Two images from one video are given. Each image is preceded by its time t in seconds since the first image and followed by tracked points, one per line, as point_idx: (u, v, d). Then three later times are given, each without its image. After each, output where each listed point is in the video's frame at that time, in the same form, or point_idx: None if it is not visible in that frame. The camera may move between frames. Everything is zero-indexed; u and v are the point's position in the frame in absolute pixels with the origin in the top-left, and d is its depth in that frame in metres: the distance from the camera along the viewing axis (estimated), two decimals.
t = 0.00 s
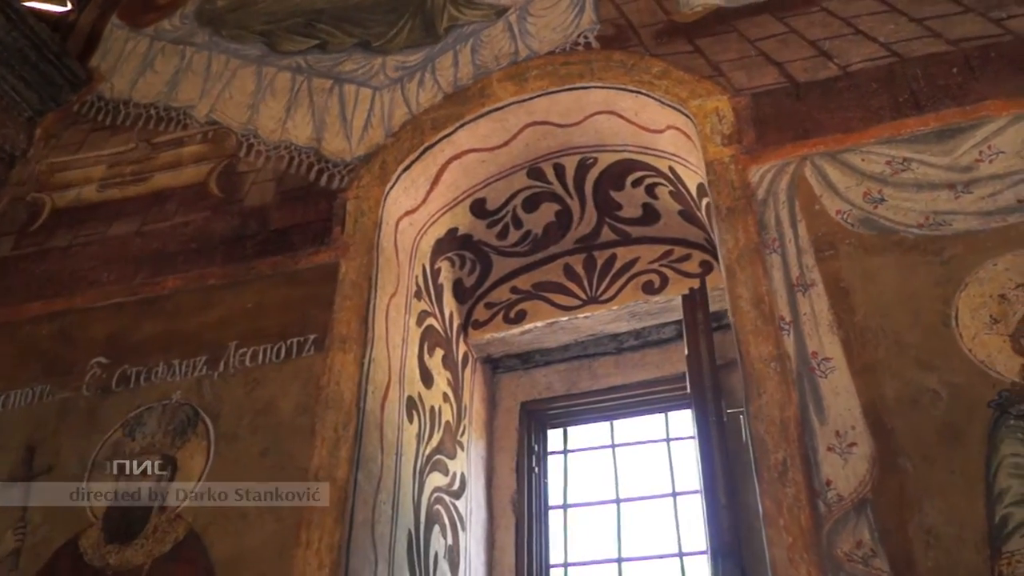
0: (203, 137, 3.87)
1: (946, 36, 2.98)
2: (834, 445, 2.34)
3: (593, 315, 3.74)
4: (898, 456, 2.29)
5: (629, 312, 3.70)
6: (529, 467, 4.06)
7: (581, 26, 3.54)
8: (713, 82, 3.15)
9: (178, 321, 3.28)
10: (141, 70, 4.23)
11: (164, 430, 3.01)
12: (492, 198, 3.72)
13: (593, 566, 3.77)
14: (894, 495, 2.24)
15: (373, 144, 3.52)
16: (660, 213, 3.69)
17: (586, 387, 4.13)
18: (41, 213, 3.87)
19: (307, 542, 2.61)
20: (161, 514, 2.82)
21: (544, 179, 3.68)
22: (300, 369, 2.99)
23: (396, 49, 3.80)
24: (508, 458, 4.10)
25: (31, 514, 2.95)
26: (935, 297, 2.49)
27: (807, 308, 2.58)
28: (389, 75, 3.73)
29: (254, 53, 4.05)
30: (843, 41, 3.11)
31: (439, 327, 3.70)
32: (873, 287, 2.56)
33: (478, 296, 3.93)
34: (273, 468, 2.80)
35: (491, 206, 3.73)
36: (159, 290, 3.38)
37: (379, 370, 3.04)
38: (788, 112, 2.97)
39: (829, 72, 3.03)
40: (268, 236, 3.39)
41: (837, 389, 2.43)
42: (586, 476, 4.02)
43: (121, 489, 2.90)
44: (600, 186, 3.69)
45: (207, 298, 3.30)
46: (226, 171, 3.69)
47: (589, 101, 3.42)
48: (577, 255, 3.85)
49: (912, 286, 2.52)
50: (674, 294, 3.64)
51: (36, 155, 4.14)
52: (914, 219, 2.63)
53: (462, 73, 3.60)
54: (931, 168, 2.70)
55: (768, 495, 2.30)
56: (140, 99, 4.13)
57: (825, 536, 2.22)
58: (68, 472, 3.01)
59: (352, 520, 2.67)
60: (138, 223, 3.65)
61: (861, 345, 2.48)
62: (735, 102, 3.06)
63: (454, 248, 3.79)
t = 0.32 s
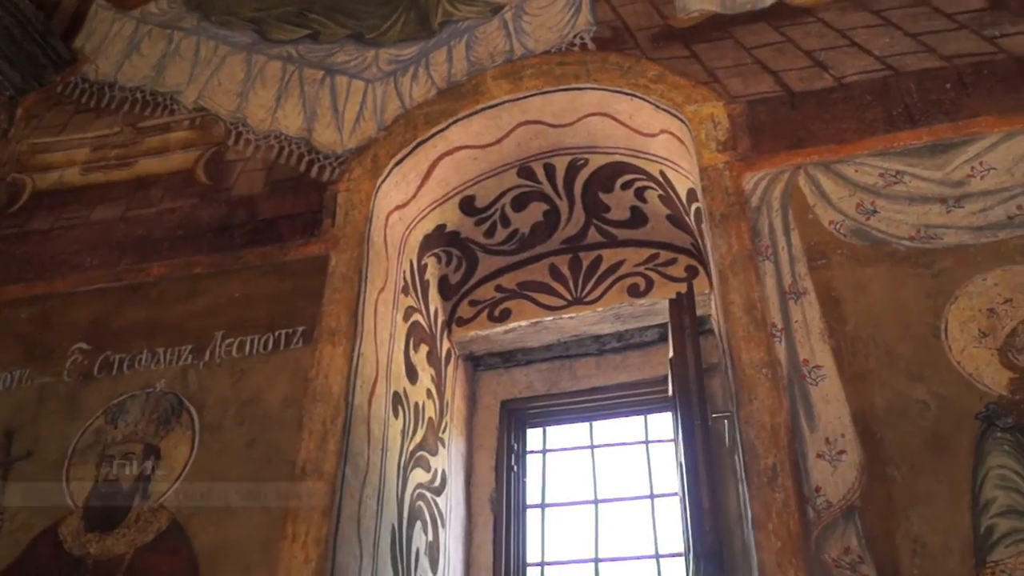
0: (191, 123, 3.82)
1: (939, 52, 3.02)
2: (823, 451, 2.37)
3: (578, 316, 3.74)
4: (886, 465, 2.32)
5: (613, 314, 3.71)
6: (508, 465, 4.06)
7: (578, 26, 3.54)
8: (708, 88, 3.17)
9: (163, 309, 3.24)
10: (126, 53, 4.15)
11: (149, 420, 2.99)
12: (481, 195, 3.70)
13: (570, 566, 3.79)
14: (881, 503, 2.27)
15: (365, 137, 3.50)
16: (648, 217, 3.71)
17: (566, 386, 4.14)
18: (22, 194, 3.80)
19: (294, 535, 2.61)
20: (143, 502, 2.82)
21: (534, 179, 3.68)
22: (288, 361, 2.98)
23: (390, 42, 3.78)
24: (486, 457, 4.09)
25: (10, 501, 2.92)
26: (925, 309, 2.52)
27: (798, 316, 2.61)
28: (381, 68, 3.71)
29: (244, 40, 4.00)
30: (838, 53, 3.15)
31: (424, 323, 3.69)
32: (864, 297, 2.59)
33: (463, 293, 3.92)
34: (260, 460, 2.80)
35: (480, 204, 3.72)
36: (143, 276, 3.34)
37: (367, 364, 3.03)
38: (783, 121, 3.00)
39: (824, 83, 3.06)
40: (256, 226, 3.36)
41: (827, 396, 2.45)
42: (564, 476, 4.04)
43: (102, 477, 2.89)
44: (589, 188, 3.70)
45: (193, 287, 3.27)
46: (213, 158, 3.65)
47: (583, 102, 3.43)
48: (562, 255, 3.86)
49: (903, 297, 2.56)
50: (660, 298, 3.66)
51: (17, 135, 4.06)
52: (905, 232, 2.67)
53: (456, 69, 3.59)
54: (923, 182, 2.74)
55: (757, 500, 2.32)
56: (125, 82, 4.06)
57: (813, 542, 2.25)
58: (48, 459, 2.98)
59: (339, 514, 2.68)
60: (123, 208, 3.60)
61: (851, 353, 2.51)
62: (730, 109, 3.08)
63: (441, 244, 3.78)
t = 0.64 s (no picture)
0: (180, 110, 3.78)
1: (933, 67, 3.07)
2: (813, 458, 2.40)
3: (564, 315, 3.80)
4: (875, 473, 2.35)
5: (599, 314, 3.77)
6: (489, 462, 4.05)
7: (574, 27, 3.54)
8: (704, 94, 3.19)
9: (150, 297, 3.22)
10: (114, 35, 4.05)
11: (134, 408, 2.96)
12: (471, 192, 3.69)
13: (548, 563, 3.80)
14: (869, 510, 2.30)
15: (358, 130, 3.48)
16: (637, 219, 3.73)
17: (549, 385, 4.14)
18: (4, 175, 3.74)
19: (281, 528, 2.61)
20: (127, 491, 2.79)
21: (525, 177, 3.68)
22: (278, 353, 2.96)
23: (384, 35, 3.77)
24: (467, 453, 4.08)
25: None
26: (915, 320, 2.56)
27: (790, 323, 2.64)
28: (375, 62, 3.69)
29: (234, 28, 3.94)
30: (834, 64, 3.18)
31: (411, 317, 3.69)
32: (855, 306, 2.63)
33: (449, 289, 3.95)
34: (248, 452, 2.79)
35: (470, 201, 3.71)
36: (130, 263, 3.31)
37: (357, 358, 3.02)
38: (777, 129, 3.04)
39: (818, 93, 3.10)
40: (246, 216, 3.34)
41: (818, 404, 2.48)
42: (544, 473, 4.05)
43: (84, 464, 2.85)
44: (579, 188, 3.71)
45: (180, 275, 3.24)
46: (203, 146, 3.62)
47: (577, 103, 3.44)
48: (549, 254, 3.90)
49: (893, 307, 2.60)
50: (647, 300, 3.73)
51: None
52: (897, 244, 2.71)
53: (451, 65, 3.58)
54: (915, 195, 2.79)
55: (747, 504, 2.35)
56: (112, 65, 3.99)
57: (802, 548, 2.27)
58: (30, 444, 2.95)
59: (327, 508, 2.68)
60: (109, 192, 3.56)
61: (843, 362, 2.54)
62: (725, 115, 3.11)
63: (429, 239, 3.77)
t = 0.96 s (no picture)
0: (170, 95, 3.74)
1: (925, 80, 3.12)
2: (803, 463, 2.43)
3: (551, 313, 3.84)
4: (863, 479, 2.39)
5: (585, 314, 3.81)
6: (470, 457, 4.05)
7: (571, 26, 3.55)
8: (700, 98, 3.22)
9: (138, 283, 3.19)
10: (103, 17, 3.95)
11: (121, 395, 2.95)
12: (462, 188, 3.67)
13: (528, 559, 3.83)
14: (857, 515, 2.34)
15: (352, 122, 3.47)
16: (626, 219, 3.75)
17: (531, 382, 4.15)
18: None
19: (271, 521, 2.61)
20: (114, 479, 2.79)
21: (515, 174, 3.67)
22: (269, 344, 2.96)
23: (379, 27, 3.73)
24: (448, 447, 4.07)
25: None
26: (905, 329, 2.61)
27: (782, 329, 2.68)
28: (370, 54, 3.67)
29: (227, 15, 3.87)
30: (828, 74, 3.22)
31: (399, 311, 3.68)
32: (846, 314, 2.67)
33: (435, 284, 3.95)
34: (239, 443, 2.79)
35: (461, 196, 3.69)
36: (118, 248, 3.28)
37: (347, 351, 3.02)
38: (772, 137, 3.07)
39: (813, 102, 3.14)
40: (237, 204, 3.32)
41: (808, 409, 2.52)
42: (524, 470, 4.06)
43: (70, 451, 2.84)
44: (569, 187, 3.71)
45: (170, 262, 3.22)
46: (194, 132, 3.59)
47: (572, 103, 3.45)
48: (536, 252, 3.93)
49: (883, 317, 2.65)
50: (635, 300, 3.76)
51: None
52: (887, 254, 2.76)
53: (447, 60, 3.57)
54: (907, 207, 2.84)
55: (738, 507, 2.38)
56: (100, 47, 3.92)
57: (791, 551, 2.30)
58: (14, 429, 2.92)
59: (317, 500, 2.68)
60: (97, 175, 3.52)
61: (833, 369, 2.58)
62: (721, 121, 3.14)
63: (418, 234, 3.75)
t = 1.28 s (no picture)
0: (162, 78, 3.70)
1: (917, 92, 3.17)
2: (791, 466, 2.47)
3: (537, 309, 3.88)
4: (850, 483, 2.43)
5: (572, 311, 3.86)
6: (452, 450, 4.06)
7: (568, 25, 3.56)
8: (696, 102, 3.25)
9: (128, 268, 3.17)
10: None
11: (108, 380, 2.93)
12: (453, 182, 3.66)
13: (508, 553, 3.87)
14: (844, 518, 2.38)
15: (347, 113, 3.45)
16: (615, 218, 3.77)
17: (514, 377, 4.17)
18: None
19: (260, 510, 2.61)
20: (100, 465, 2.77)
21: (507, 170, 3.67)
22: (260, 333, 2.95)
23: (375, 18, 3.70)
24: (430, 440, 4.06)
25: None
26: (893, 337, 2.66)
27: (773, 333, 2.71)
28: (366, 45, 3.63)
29: None
30: (822, 82, 3.26)
31: (386, 303, 3.68)
32: (836, 321, 2.71)
33: (422, 276, 3.95)
34: (228, 432, 2.78)
35: (452, 190, 3.68)
36: (106, 232, 3.25)
37: (338, 342, 3.02)
38: (766, 143, 3.11)
39: (807, 110, 3.18)
40: (229, 191, 3.30)
41: (797, 413, 2.56)
42: (506, 464, 4.11)
43: (56, 435, 2.82)
44: (560, 185, 3.72)
45: (160, 248, 3.20)
46: (185, 117, 3.56)
47: (567, 101, 3.46)
48: (525, 248, 3.96)
49: (872, 324, 2.69)
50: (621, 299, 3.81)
51: None
52: (877, 262, 2.81)
53: (443, 54, 3.56)
54: (897, 216, 2.89)
55: (727, 507, 2.42)
56: (91, 26, 3.87)
57: (778, 552, 2.34)
58: None
59: (307, 491, 2.68)
60: (86, 157, 3.48)
61: (822, 374, 2.62)
62: (715, 125, 3.17)
63: (408, 226, 3.73)
